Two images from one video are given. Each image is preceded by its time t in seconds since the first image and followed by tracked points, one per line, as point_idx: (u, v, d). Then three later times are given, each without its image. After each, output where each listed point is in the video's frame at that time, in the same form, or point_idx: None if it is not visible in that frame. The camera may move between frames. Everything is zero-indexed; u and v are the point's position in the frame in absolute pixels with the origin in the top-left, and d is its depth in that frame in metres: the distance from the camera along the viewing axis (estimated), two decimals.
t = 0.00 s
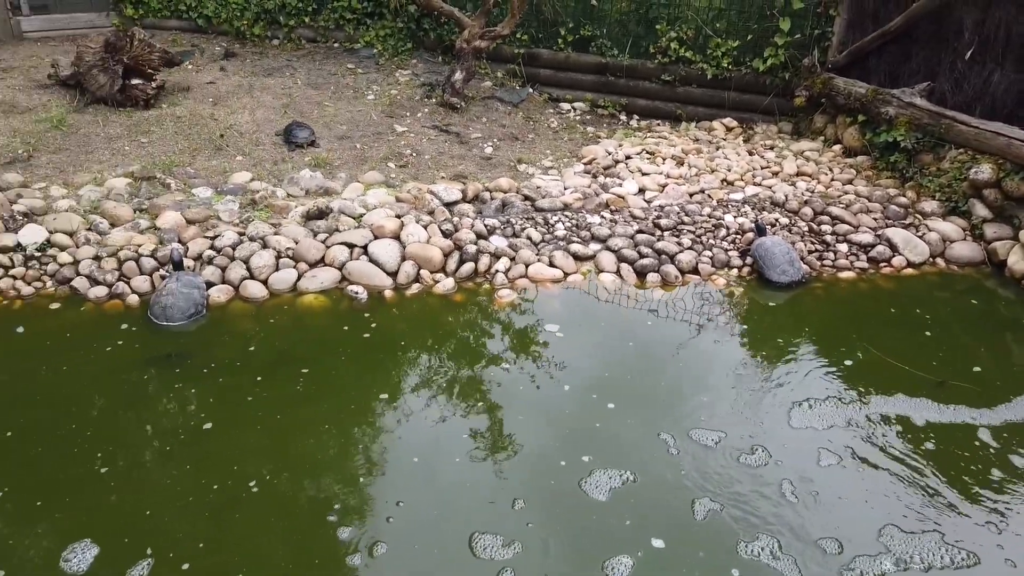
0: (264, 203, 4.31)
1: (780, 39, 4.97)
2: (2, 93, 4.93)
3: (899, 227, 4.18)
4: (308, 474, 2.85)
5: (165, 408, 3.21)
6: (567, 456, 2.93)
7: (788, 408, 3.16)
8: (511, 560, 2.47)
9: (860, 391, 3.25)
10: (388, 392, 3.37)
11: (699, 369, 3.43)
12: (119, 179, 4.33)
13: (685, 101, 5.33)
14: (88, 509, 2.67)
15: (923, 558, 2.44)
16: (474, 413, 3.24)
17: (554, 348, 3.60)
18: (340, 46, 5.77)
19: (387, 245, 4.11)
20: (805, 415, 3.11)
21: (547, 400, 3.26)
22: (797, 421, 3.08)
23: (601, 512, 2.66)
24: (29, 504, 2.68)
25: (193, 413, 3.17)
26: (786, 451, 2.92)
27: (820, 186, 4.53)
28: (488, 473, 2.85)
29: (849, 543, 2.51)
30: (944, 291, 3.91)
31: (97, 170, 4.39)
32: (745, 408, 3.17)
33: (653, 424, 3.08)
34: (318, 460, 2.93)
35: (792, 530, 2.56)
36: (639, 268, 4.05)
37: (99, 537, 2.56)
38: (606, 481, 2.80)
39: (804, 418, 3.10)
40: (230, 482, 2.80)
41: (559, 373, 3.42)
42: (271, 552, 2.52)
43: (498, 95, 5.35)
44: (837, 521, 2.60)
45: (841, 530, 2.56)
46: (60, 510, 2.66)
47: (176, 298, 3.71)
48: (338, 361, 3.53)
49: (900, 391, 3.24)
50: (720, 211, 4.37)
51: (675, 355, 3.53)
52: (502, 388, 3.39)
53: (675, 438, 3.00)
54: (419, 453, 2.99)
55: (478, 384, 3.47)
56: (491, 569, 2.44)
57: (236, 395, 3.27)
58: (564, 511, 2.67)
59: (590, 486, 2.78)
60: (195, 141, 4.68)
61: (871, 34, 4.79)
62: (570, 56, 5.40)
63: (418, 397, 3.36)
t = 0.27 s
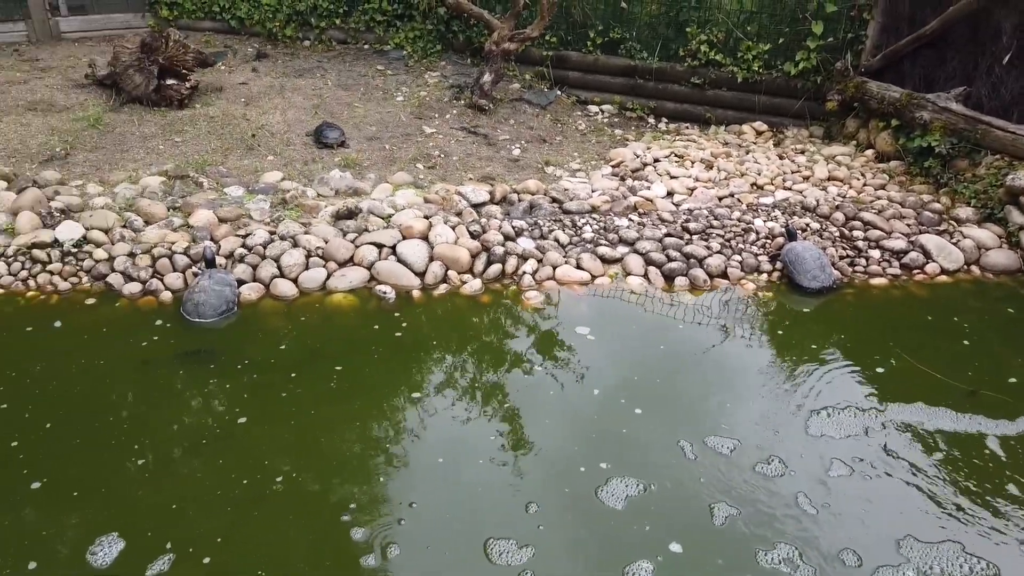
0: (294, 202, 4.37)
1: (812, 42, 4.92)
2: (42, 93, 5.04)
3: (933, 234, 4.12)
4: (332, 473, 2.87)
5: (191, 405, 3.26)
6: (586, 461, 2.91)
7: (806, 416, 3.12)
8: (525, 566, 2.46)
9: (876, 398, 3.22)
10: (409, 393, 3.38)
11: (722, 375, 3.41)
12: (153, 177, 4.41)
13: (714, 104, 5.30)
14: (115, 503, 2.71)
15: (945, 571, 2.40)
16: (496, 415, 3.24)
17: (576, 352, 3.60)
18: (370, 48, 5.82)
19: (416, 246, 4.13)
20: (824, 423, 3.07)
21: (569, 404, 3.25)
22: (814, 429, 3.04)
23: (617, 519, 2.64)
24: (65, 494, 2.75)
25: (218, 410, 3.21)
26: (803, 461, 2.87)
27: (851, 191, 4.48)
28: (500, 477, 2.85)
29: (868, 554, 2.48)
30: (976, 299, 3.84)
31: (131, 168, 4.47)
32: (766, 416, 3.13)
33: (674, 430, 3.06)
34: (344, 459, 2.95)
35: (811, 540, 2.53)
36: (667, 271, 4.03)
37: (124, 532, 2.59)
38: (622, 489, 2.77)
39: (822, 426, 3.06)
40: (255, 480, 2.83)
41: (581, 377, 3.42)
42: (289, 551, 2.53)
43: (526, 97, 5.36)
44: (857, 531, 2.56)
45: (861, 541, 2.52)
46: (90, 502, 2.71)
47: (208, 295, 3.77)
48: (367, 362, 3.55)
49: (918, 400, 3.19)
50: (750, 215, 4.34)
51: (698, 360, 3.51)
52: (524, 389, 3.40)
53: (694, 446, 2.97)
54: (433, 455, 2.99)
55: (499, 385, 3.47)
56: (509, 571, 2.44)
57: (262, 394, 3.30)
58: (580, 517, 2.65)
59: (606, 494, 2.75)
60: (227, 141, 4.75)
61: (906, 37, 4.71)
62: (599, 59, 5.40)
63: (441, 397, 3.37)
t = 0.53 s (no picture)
0: (321, 202, 4.42)
1: (840, 45, 4.89)
2: (74, 92, 5.13)
3: (963, 240, 4.08)
4: (352, 473, 2.89)
5: (215, 401, 3.30)
6: (602, 466, 2.91)
7: (819, 423, 3.09)
8: (537, 569, 2.46)
9: (890, 405, 3.19)
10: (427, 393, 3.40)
11: (742, 380, 3.39)
12: (183, 175, 4.47)
13: (740, 106, 5.27)
14: (139, 497, 2.76)
15: None
16: (515, 417, 3.25)
17: (596, 354, 3.61)
18: (395, 49, 5.86)
19: (440, 246, 4.16)
20: (840, 430, 3.04)
21: (587, 408, 3.25)
22: (827, 437, 3.01)
23: (631, 525, 2.63)
24: (98, 485, 2.81)
25: (240, 407, 3.25)
26: (816, 468, 2.85)
27: (880, 196, 4.44)
28: (510, 481, 2.85)
29: (883, 563, 2.45)
30: (1006, 306, 3.79)
31: (161, 166, 4.54)
32: (782, 424, 3.10)
33: (693, 436, 3.05)
34: (365, 459, 2.97)
35: (825, 547, 2.51)
36: (692, 275, 4.02)
37: (146, 526, 2.63)
38: (635, 497, 2.75)
39: (835, 434, 3.03)
40: (276, 477, 2.86)
41: (599, 380, 3.42)
42: (304, 550, 2.55)
43: (551, 98, 5.37)
44: (871, 540, 2.53)
45: (875, 549, 2.50)
46: (117, 496, 2.76)
47: (236, 293, 3.82)
48: (393, 362, 3.57)
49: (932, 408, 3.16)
50: (776, 219, 4.32)
51: (717, 365, 3.49)
52: (543, 392, 3.41)
53: (709, 452, 2.95)
54: (442, 458, 2.99)
55: (519, 387, 3.48)
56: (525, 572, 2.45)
57: (284, 392, 3.34)
58: (594, 521, 2.65)
59: (618, 501, 2.73)
60: (255, 140, 4.80)
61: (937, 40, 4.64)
62: (624, 61, 5.40)
63: (460, 398, 3.39)
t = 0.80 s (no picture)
0: (348, 202, 4.47)
1: (871, 49, 4.83)
2: (108, 91, 5.22)
3: (996, 247, 4.02)
4: (372, 473, 2.92)
5: (243, 398, 3.34)
6: (620, 471, 2.90)
7: (835, 431, 3.07)
8: (553, 572, 2.47)
9: (910, 413, 3.16)
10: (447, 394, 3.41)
11: (764, 386, 3.37)
12: (214, 174, 4.54)
13: (768, 110, 5.24)
14: (166, 492, 2.80)
15: None
16: (536, 418, 3.26)
17: (618, 357, 3.61)
18: (423, 50, 5.91)
19: (467, 247, 4.18)
20: (856, 438, 3.02)
21: (610, 412, 3.24)
22: (842, 445, 2.99)
23: (648, 531, 2.62)
24: (132, 477, 2.87)
25: (266, 405, 3.29)
26: (834, 477, 2.82)
27: (910, 202, 4.39)
28: (525, 484, 2.85)
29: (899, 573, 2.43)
30: None
31: (193, 165, 4.61)
32: (802, 431, 3.08)
33: (714, 441, 3.03)
34: (387, 460, 2.99)
35: (840, 556, 2.50)
36: (719, 279, 4.01)
37: (170, 521, 2.68)
38: (649, 504, 2.74)
39: (850, 441, 3.00)
40: (298, 475, 2.89)
41: (621, 383, 3.42)
42: (322, 549, 2.57)
43: (577, 101, 5.39)
44: (887, 549, 2.52)
45: (891, 559, 2.48)
46: (146, 489, 2.81)
47: (265, 291, 3.87)
48: (420, 362, 3.59)
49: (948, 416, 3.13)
50: (804, 224, 4.29)
51: (739, 370, 3.48)
52: (564, 394, 3.42)
53: (726, 459, 2.93)
54: (458, 459, 3.01)
55: (541, 389, 3.49)
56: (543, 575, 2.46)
57: (310, 391, 3.37)
58: (609, 526, 2.64)
59: (633, 508, 2.72)
60: (284, 140, 4.87)
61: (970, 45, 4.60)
62: (650, 63, 5.39)
63: (481, 399, 3.41)
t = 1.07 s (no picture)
0: (377, 202, 4.51)
1: (904, 53, 4.80)
2: (142, 91, 5.31)
3: None
4: (394, 473, 2.94)
5: (271, 396, 3.39)
6: (640, 476, 2.90)
7: (853, 440, 3.04)
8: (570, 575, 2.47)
9: (930, 422, 3.13)
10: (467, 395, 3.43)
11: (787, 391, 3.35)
12: (245, 173, 4.61)
13: (798, 114, 5.21)
14: (193, 486, 2.85)
15: None
16: (558, 421, 3.27)
17: (641, 360, 3.61)
18: (451, 52, 5.95)
19: (494, 248, 4.20)
20: (875, 447, 2.99)
21: (633, 416, 3.24)
22: (860, 454, 2.96)
23: (667, 537, 2.61)
24: (166, 469, 2.93)
25: (292, 403, 3.33)
26: (853, 485, 2.80)
27: (943, 208, 4.35)
28: (543, 487, 2.86)
29: None
30: None
31: (225, 165, 4.68)
32: (823, 438, 3.05)
33: (737, 447, 3.02)
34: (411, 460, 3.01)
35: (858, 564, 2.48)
36: (747, 283, 3.99)
37: (196, 516, 2.72)
38: (667, 510, 2.73)
39: (868, 450, 2.97)
40: (322, 473, 2.92)
41: (644, 386, 3.42)
42: (341, 547, 2.60)
43: (604, 103, 5.40)
44: (905, 558, 2.49)
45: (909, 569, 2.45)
46: (176, 482, 2.86)
47: (296, 289, 3.91)
48: (446, 363, 3.61)
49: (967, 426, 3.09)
50: (834, 229, 4.26)
51: (762, 375, 3.46)
52: (587, 396, 3.43)
53: (745, 466, 2.91)
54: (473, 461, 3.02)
55: (563, 391, 3.50)
56: None
57: (336, 390, 3.40)
58: (627, 531, 2.64)
59: (650, 514, 2.71)
60: (314, 140, 4.93)
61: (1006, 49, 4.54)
62: (679, 66, 5.39)
63: (504, 400, 3.42)
